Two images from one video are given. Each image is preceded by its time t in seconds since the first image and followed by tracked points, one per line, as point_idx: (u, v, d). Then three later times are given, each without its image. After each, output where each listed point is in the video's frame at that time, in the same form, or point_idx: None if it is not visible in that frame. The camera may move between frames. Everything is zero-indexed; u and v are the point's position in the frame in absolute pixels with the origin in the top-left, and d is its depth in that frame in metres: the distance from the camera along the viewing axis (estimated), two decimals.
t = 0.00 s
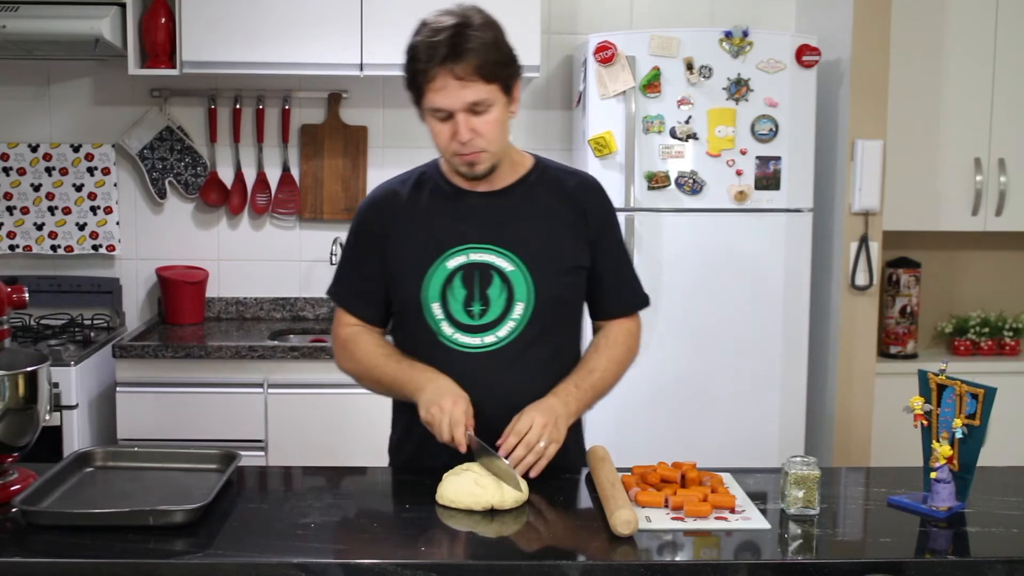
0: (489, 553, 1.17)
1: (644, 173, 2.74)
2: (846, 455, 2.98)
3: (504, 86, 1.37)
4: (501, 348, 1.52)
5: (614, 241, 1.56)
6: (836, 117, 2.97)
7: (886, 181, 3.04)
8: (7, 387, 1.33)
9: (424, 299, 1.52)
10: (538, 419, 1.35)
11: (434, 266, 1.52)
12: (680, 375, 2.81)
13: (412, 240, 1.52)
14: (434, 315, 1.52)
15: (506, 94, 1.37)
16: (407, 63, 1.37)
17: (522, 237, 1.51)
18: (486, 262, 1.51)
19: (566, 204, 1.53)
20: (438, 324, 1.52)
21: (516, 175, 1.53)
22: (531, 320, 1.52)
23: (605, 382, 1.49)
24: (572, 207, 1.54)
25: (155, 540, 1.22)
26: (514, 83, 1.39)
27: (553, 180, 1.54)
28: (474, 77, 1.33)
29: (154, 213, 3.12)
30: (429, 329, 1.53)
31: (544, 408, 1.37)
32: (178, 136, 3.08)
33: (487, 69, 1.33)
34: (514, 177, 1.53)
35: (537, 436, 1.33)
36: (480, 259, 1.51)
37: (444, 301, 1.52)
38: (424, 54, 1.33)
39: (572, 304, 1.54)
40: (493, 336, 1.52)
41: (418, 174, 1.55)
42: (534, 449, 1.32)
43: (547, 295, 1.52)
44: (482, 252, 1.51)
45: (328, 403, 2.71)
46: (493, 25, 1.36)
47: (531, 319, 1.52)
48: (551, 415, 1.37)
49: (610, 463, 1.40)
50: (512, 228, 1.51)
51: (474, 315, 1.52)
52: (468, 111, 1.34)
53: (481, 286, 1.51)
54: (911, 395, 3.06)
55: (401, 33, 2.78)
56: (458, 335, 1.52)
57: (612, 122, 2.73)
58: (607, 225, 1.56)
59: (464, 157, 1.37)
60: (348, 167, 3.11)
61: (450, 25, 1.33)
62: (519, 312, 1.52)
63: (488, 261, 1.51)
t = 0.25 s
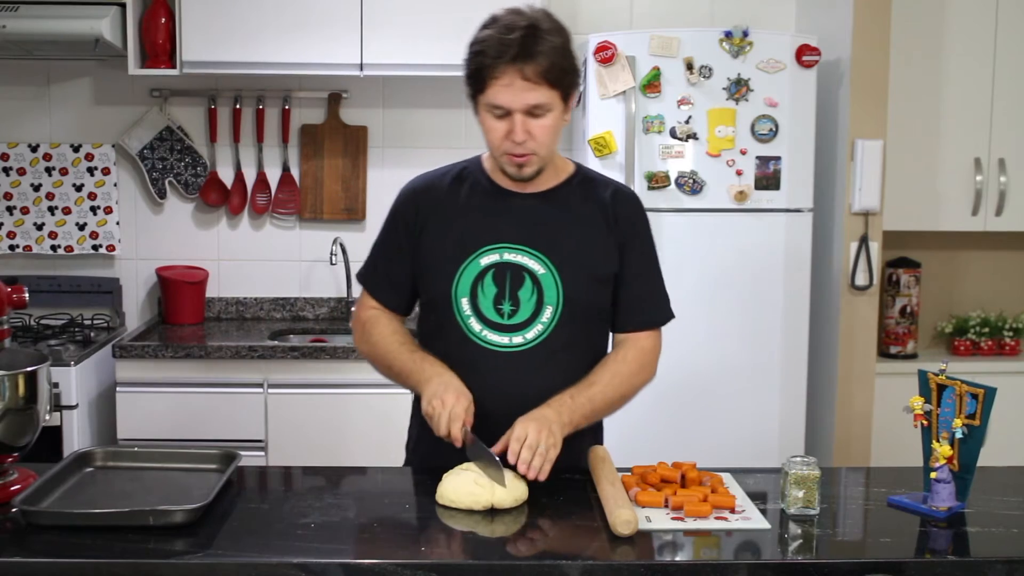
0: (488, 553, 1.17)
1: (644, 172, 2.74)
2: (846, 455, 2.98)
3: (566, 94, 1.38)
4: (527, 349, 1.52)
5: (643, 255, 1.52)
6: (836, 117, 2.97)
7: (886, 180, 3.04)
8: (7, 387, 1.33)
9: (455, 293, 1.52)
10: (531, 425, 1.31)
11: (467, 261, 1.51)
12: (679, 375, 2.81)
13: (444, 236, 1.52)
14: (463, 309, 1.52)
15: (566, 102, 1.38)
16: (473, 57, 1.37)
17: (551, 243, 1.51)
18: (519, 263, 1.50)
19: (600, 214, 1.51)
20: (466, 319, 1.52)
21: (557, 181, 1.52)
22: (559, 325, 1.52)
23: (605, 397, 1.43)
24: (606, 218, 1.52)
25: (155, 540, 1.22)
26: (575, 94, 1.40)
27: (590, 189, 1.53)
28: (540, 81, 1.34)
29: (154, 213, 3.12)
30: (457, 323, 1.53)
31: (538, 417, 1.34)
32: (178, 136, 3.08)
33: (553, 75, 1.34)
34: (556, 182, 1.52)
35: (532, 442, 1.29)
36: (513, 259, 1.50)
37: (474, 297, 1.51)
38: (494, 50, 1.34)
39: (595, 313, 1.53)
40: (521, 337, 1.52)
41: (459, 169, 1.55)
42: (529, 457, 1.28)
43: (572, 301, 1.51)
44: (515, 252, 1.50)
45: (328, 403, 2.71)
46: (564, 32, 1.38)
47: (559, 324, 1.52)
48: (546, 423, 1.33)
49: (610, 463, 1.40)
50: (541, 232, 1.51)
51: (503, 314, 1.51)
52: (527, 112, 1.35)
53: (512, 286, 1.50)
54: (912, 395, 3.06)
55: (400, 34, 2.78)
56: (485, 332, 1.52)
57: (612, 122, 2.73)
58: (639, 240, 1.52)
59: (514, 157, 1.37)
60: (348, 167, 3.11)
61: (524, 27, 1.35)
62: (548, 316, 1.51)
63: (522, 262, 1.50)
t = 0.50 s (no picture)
0: (488, 554, 1.17)
1: (644, 172, 2.74)
2: (846, 455, 2.98)
3: (595, 102, 1.38)
4: (533, 352, 1.52)
5: (652, 263, 1.52)
6: (836, 117, 2.97)
7: (886, 180, 3.04)
8: (7, 387, 1.33)
9: (464, 291, 1.52)
10: (525, 445, 1.31)
11: (479, 260, 1.51)
12: (679, 374, 2.81)
13: (459, 232, 1.53)
14: (472, 308, 1.52)
15: (594, 111, 1.39)
16: (507, 53, 1.37)
17: (562, 245, 1.50)
18: (529, 265, 1.50)
19: (613, 219, 1.51)
20: (474, 318, 1.52)
21: (574, 186, 1.52)
22: (565, 329, 1.51)
23: (602, 409, 1.42)
24: (619, 224, 1.51)
25: (155, 540, 1.22)
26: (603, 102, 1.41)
27: (605, 194, 1.53)
28: (573, 86, 1.34)
29: (155, 213, 3.12)
30: (466, 322, 1.53)
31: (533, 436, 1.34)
32: (178, 136, 3.08)
33: (587, 82, 1.34)
34: (573, 186, 1.52)
35: (527, 460, 1.28)
36: (524, 261, 1.50)
37: (483, 297, 1.51)
38: (532, 49, 1.33)
39: (602, 317, 1.53)
40: (527, 339, 1.51)
41: (477, 167, 1.56)
42: (524, 475, 1.28)
43: (579, 306, 1.51)
44: (527, 254, 1.50)
45: (328, 403, 2.71)
46: (600, 40, 1.38)
47: (566, 329, 1.51)
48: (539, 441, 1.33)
49: (610, 463, 1.40)
50: (552, 234, 1.50)
51: (510, 316, 1.51)
52: (556, 116, 1.35)
53: (521, 288, 1.50)
54: (911, 395, 3.06)
55: (399, 34, 2.78)
56: (492, 332, 1.52)
57: (612, 122, 2.73)
58: (650, 248, 1.52)
59: (536, 158, 1.38)
60: (348, 167, 3.11)
61: (563, 29, 1.34)
62: (555, 321, 1.51)
63: (532, 264, 1.50)
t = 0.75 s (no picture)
0: (488, 554, 1.17)
1: (644, 172, 2.74)
2: (846, 455, 2.98)
3: (594, 106, 1.38)
4: (530, 352, 1.52)
5: (650, 262, 1.51)
6: (836, 117, 2.97)
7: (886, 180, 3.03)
8: (7, 387, 1.33)
9: (462, 291, 1.52)
10: (528, 448, 1.31)
11: (477, 259, 1.51)
12: (679, 375, 2.81)
13: (457, 231, 1.52)
14: (470, 307, 1.52)
15: (593, 114, 1.39)
16: (507, 56, 1.36)
17: (560, 244, 1.50)
18: (528, 265, 1.50)
19: (611, 219, 1.51)
20: (472, 318, 1.52)
21: (572, 185, 1.52)
22: (564, 329, 1.52)
23: (599, 410, 1.42)
24: (617, 223, 1.51)
25: (155, 540, 1.22)
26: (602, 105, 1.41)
27: (603, 194, 1.52)
28: (573, 92, 1.34)
29: (154, 213, 3.12)
30: (463, 321, 1.53)
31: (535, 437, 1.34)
32: (178, 136, 3.08)
33: (587, 88, 1.34)
34: (571, 186, 1.52)
35: (529, 465, 1.29)
36: (522, 261, 1.50)
37: (481, 296, 1.52)
38: (533, 54, 1.33)
39: (601, 317, 1.53)
40: (525, 338, 1.52)
41: (475, 165, 1.56)
42: (527, 479, 1.28)
43: (577, 306, 1.51)
44: (525, 254, 1.50)
45: (328, 403, 2.71)
46: (601, 44, 1.38)
47: (563, 329, 1.52)
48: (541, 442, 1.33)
49: (610, 463, 1.40)
50: (551, 233, 1.50)
51: (508, 316, 1.51)
52: (555, 121, 1.35)
53: (519, 288, 1.50)
54: (912, 395, 3.06)
55: (399, 34, 2.78)
56: (489, 332, 1.52)
57: (612, 122, 2.73)
58: (649, 248, 1.51)
59: (535, 161, 1.38)
60: (348, 167, 3.11)
61: (564, 34, 1.34)
62: (553, 320, 1.51)
63: (531, 264, 1.50)
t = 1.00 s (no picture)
0: (488, 554, 1.17)
1: (644, 173, 2.74)
2: (846, 455, 2.98)
3: (586, 108, 1.38)
4: (527, 354, 1.52)
5: (646, 262, 1.51)
6: (836, 117, 2.97)
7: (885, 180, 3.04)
8: (8, 387, 1.33)
9: (459, 294, 1.52)
10: (529, 449, 1.32)
11: (472, 263, 1.51)
12: (679, 375, 2.81)
13: (451, 233, 1.52)
14: (466, 311, 1.52)
15: (586, 116, 1.39)
16: (499, 58, 1.36)
17: (555, 244, 1.50)
18: (523, 267, 1.50)
19: (606, 218, 1.51)
20: (469, 321, 1.52)
21: (567, 185, 1.52)
22: (561, 330, 1.51)
23: (599, 410, 1.42)
24: (612, 223, 1.51)
25: (155, 540, 1.22)
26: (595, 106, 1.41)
27: (598, 193, 1.52)
28: (565, 94, 1.34)
29: (155, 213, 3.12)
30: (460, 324, 1.53)
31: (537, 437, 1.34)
32: (178, 136, 3.08)
33: (579, 89, 1.34)
34: (565, 186, 1.52)
35: (530, 466, 1.30)
36: (518, 263, 1.50)
37: (477, 300, 1.51)
38: (524, 56, 1.33)
39: (598, 317, 1.52)
40: (522, 341, 1.51)
41: (469, 166, 1.56)
42: (527, 481, 1.29)
43: (573, 307, 1.50)
44: (520, 256, 1.50)
45: (328, 403, 2.71)
46: (593, 45, 1.37)
47: (560, 330, 1.51)
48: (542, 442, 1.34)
49: (610, 463, 1.41)
50: (545, 234, 1.50)
51: (504, 318, 1.51)
52: (547, 123, 1.35)
53: (515, 290, 1.50)
54: (911, 395, 3.06)
55: (399, 34, 2.78)
56: (486, 335, 1.52)
57: (612, 122, 2.73)
58: (645, 248, 1.51)
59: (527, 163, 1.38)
60: (348, 167, 3.11)
61: (555, 35, 1.34)
62: (549, 322, 1.51)
63: (526, 266, 1.50)
